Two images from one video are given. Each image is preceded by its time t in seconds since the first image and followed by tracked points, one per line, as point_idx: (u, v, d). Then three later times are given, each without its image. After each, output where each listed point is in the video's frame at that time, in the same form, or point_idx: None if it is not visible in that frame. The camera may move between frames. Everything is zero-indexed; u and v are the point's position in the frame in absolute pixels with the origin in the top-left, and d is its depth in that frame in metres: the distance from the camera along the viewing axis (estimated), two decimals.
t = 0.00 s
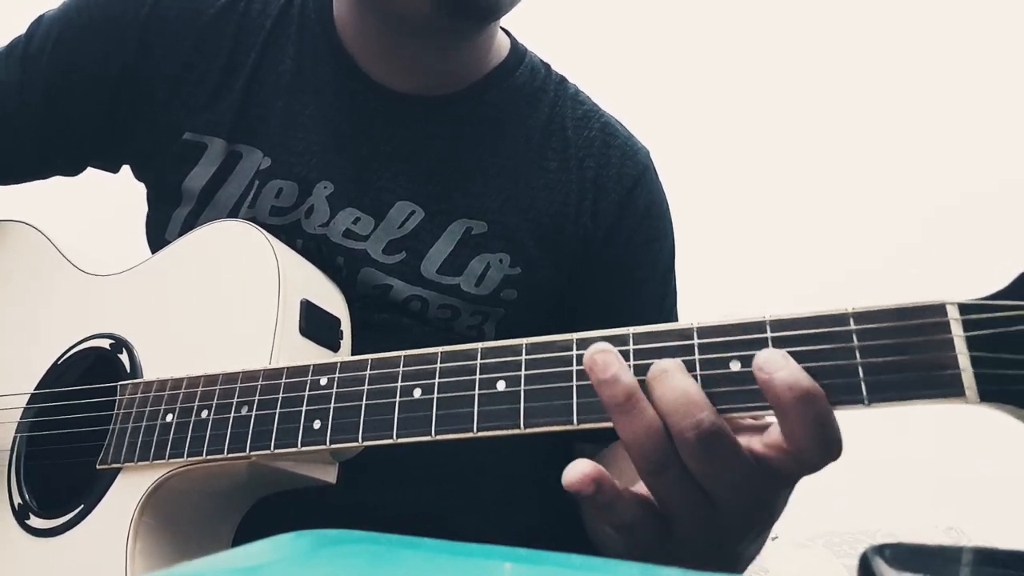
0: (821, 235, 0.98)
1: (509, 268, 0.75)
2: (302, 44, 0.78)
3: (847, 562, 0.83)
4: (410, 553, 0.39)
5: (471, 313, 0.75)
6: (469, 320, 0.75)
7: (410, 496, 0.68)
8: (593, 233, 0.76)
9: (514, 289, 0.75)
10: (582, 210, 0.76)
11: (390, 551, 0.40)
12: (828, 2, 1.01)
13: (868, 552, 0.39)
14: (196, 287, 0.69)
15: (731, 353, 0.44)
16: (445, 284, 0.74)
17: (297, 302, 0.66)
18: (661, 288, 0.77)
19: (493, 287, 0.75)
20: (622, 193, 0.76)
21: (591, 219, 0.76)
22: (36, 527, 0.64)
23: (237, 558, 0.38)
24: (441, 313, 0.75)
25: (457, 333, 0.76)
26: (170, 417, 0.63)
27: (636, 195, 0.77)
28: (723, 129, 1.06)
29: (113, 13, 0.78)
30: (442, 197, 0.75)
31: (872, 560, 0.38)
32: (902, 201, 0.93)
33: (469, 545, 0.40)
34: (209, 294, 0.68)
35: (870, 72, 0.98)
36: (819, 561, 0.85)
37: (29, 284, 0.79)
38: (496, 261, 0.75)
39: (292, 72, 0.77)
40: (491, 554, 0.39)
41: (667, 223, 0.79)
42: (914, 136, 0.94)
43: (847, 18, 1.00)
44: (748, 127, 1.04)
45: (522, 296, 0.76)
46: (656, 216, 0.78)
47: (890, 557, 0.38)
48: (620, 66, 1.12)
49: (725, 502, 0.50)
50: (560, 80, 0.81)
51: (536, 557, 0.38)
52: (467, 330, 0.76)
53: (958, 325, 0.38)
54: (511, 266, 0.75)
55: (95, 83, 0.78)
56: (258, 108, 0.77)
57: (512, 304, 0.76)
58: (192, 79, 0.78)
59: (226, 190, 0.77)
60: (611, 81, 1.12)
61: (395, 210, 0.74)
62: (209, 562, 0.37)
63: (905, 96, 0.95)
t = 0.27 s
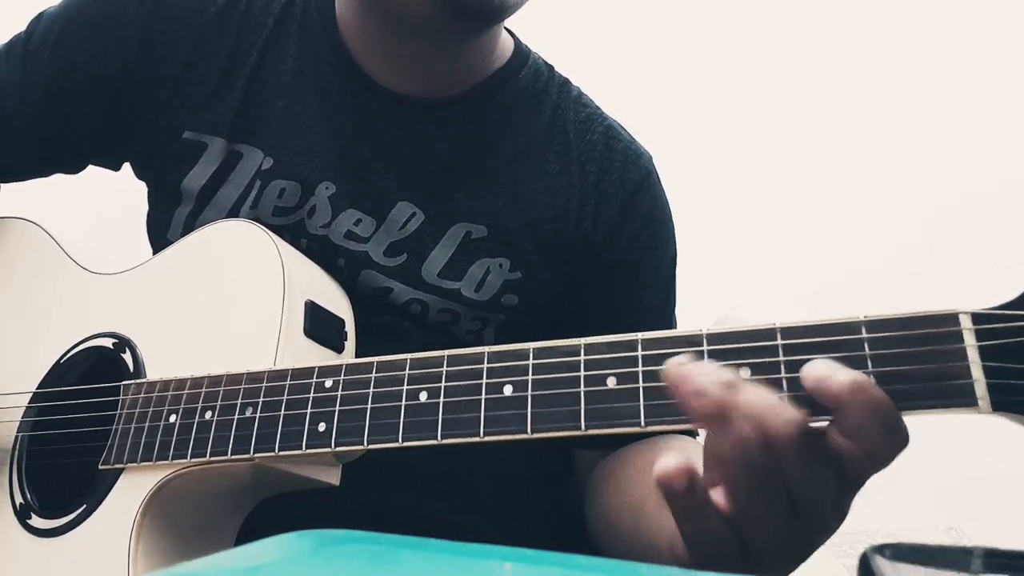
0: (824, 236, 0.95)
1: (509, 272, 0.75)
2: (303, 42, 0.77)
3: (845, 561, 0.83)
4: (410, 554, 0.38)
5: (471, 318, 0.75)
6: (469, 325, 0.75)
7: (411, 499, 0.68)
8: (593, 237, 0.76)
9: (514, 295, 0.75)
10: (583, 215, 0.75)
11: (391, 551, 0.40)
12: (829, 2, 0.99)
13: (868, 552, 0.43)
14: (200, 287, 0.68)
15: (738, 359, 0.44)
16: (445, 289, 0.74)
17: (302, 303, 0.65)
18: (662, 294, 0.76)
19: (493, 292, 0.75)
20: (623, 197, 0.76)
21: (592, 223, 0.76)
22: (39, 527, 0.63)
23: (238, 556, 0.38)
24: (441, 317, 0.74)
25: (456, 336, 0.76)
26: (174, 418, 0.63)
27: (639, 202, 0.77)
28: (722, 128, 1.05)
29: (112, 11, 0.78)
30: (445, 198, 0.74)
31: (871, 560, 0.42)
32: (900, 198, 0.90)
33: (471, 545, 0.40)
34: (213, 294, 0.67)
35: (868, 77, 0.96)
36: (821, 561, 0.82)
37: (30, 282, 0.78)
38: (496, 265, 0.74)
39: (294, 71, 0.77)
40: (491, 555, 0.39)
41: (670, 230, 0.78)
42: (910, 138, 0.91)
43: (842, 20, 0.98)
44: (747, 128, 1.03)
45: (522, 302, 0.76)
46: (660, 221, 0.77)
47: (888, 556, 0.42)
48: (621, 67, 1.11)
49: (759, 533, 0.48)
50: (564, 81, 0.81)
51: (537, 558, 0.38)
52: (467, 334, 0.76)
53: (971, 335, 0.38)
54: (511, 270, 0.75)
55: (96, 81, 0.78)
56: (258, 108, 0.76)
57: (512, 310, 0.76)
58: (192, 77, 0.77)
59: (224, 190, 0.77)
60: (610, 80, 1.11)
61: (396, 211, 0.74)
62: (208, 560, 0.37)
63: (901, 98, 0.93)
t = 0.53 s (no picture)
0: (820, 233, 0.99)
1: (512, 272, 0.75)
2: (303, 43, 0.77)
3: (846, 562, 0.87)
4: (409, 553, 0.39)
5: (473, 319, 0.75)
6: (471, 325, 0.75)
7: (412, 500, 0.68)
8: (602, 236, 0.76)
9: (516, 294, 0.75)
10: (589, 214, 0.76)
11: (391, 551, 0.40)
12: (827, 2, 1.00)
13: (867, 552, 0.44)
14: (196, 289, 0.68)
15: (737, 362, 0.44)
16: (447, 289, 0.74)
17: (299, 305, 0.65)
18: (669, 291, 0.77)
19: (494, 292, 0.74)
20: (629, 195, 0.76)
21: (598, 222, 0.76)
22: (35, 529, 0.63)
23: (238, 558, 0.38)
24: (442, 318, 0.74)
25: (458, 336, 0.76)
26: (172, 419, 0.62)
27: (644, 198, 0.77)
28: (722, 130, 1.06)
29: (111, 11, 0.78)
30: (444, 200, 0.74)
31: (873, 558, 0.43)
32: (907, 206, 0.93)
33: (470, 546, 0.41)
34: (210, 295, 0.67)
35: (868, 74, 0.97)
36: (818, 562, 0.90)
37: (25, 283, 0.78)
38: (498, 265, 0.74)
39: (293, 72, 0.76)
40: (490, 554, 0.39)
41: (674, 227, 0.79)
42: (911, 138, 0.94)
43: (839, 20, 0.99)
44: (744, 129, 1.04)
45: (525, 302, 0.76)
46: (663, 218, 0.78)
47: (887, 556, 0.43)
48: (621, 65, 1.12)
49: (743, 534, 0.49)
50: (566, 78, 0.81)
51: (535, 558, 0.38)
52: (469, 335, 0.76)
53: (966, 338, 0.39)
54: (514, 270, 0.75)
55: (92, 80, 0.77)
56: (259, 109, 0.76)
57: (514, 310, 0.76)
58: (191, 77, 0.77)
59: (226, 193, 0.77)
60: (613, 82, 1.13)
61: (396, 215, 0.74)
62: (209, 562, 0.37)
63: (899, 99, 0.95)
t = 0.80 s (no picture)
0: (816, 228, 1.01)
1: (513, 272, 0.75)
2: (303, 44, 0.78)
3: (845, 562, 0.84)
4: (409, 553, 0.39)
5: (474, 319, 0.75)
6: (472, 325, 0.76)
7: (414, 500, 0.68)
8: (602, 236, 0.77)
9: (517, 294, 0.75)
10: (589, 214, 0.76)
11: (392, 550, 0.40)
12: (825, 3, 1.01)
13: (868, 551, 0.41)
14: (198, 288, 0.68)
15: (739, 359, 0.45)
16: (448, 289, 0.74)
17: (301, 305, 0.65)
18: (667, 290, 0.77)
19: (495, 292, 0.75)
20: (628, 195, 0.77)
21: (597, 222, 0.76)
22: (36, 528, 0.63)
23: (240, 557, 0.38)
24: (443, 319, 0.75)
25: (459, 336, 0.76)
26: (174, 418, 0.63)
27: (642, 198, 0.78)
28: (723, 129, 1.07)
29: (112, 11, 0.78)
30: (444, 201, 0.75)
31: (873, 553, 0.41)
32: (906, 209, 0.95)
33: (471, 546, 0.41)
34: (212, 295, 0.67)
35: (869, 74, 0.99)
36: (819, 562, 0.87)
37: (26, 283, 0.78)
38: (499, 265, 0.75)
39: (294, 73, 0.77)
40: (491, 554, 0.39)
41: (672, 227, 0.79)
42: (912, 135, 0.96)
43: (840, 19, 1.00)
44: (746, 126, 1.06)
45: (526, 302, 0.76)
46: (662, 217, 0.78)
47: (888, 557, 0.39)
48: (620, 64, 1.12)
49: (728, 534, 0.50)
50: (566, 79, 0.82)
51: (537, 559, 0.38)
52: (470, 335, 0.76)
53: (965, 334, 0.39)
54: (515, 270, 0.75)
55: (93, 80, 0.77)
56: (260, 109, 0.77)
57: (515, 310, 0.76)
58: (192, 78, 0.77)
59: (228, 193, 0.77)
60: (611, 83, 1.13)
61: (398, 216, 0.74)
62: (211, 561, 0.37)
63: (902, 96, 0.97)
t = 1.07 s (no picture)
0: (816, 228, 1.04)
1: (510, 270, 0.75)
2: (301, 45, 0.78)
3: (847, 562, 0.85)
4: (408, 553, 0.39)
5: (472, 316, 0.75)
6: (471, 323, 0.76)
7: (413, 497, 0.68)
8: (598, 233, 0.77)
9: (515, 291, 0.76)
10: (585, 211, 0.76)
11: (391, 551, 0.41)
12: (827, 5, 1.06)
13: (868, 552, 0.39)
14: (196, 288, 0.69)
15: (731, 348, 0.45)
16: (445, 287, 0.74)
17: (299, 303, 0.66)
18: (661, 287, 0.77)
19: (493, 289, 0.75)
20: (623, 192, 0.77)
21: (593, 219, 0.76)
22: (36, 526, 0.64)
23: (242, 557, 0.39)
24: (442, 317, 0.75)
25: (458, 334, 0.76)
26: (172, 415, 0.63)
27: (637, 196, 0.78)
28: (729, 135, 1.12)
29: (112, 14, 0.79)
30: (441, 199, 0.75)
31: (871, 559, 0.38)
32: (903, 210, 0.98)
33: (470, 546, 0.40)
34: (210, 294, 0.68)
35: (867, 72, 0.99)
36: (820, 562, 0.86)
37: (27, 285, 0.79)
38: (497, 262, 0.75)
39: (292, 74, 0.77)
40: (490, 554, 0.39)
41: (667, 225, 0.79)
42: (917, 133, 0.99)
43: (844, 23, 1.05)
44: (751, 130, 1.10)
45: (524, 299, 0.76)
46: (657, 214, 0.78)
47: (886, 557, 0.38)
48: (624, 66, 1.18)
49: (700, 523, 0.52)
50: (562, 78, 0.82)
51: (534, 558, 0.38)
52: (469, 333, 0.76)
53: (955, 321, 0.39)
54: (512, 267, 0.75)
55: (94, 83, 0.78)
56: (258, 110, 0.77)
57: (513, 307, 0.76)
58: (191, 79, 0.78)
59: (226, 193, 0.77)
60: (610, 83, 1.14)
61: (395, 214, 0.74)
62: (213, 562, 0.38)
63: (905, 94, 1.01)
